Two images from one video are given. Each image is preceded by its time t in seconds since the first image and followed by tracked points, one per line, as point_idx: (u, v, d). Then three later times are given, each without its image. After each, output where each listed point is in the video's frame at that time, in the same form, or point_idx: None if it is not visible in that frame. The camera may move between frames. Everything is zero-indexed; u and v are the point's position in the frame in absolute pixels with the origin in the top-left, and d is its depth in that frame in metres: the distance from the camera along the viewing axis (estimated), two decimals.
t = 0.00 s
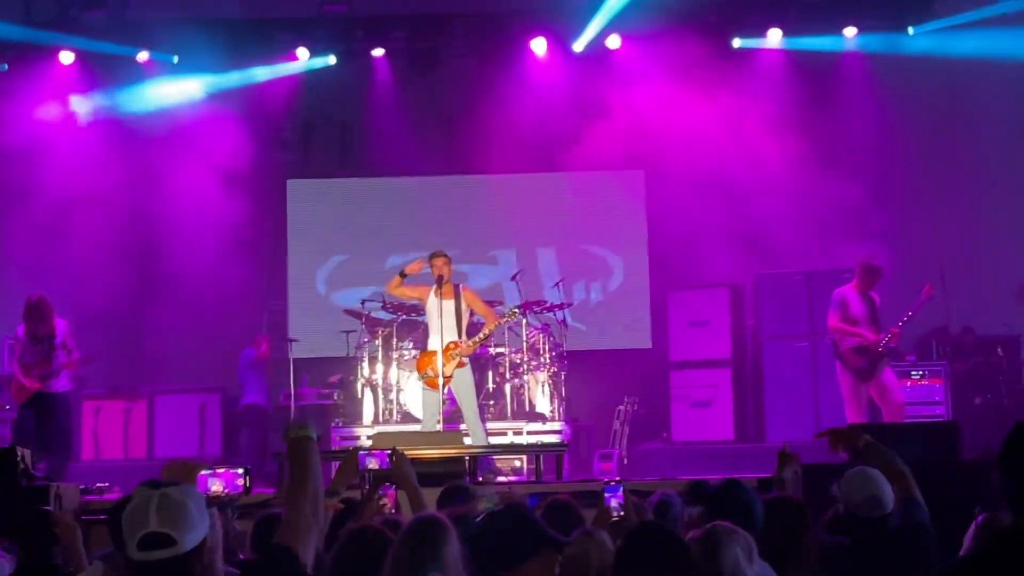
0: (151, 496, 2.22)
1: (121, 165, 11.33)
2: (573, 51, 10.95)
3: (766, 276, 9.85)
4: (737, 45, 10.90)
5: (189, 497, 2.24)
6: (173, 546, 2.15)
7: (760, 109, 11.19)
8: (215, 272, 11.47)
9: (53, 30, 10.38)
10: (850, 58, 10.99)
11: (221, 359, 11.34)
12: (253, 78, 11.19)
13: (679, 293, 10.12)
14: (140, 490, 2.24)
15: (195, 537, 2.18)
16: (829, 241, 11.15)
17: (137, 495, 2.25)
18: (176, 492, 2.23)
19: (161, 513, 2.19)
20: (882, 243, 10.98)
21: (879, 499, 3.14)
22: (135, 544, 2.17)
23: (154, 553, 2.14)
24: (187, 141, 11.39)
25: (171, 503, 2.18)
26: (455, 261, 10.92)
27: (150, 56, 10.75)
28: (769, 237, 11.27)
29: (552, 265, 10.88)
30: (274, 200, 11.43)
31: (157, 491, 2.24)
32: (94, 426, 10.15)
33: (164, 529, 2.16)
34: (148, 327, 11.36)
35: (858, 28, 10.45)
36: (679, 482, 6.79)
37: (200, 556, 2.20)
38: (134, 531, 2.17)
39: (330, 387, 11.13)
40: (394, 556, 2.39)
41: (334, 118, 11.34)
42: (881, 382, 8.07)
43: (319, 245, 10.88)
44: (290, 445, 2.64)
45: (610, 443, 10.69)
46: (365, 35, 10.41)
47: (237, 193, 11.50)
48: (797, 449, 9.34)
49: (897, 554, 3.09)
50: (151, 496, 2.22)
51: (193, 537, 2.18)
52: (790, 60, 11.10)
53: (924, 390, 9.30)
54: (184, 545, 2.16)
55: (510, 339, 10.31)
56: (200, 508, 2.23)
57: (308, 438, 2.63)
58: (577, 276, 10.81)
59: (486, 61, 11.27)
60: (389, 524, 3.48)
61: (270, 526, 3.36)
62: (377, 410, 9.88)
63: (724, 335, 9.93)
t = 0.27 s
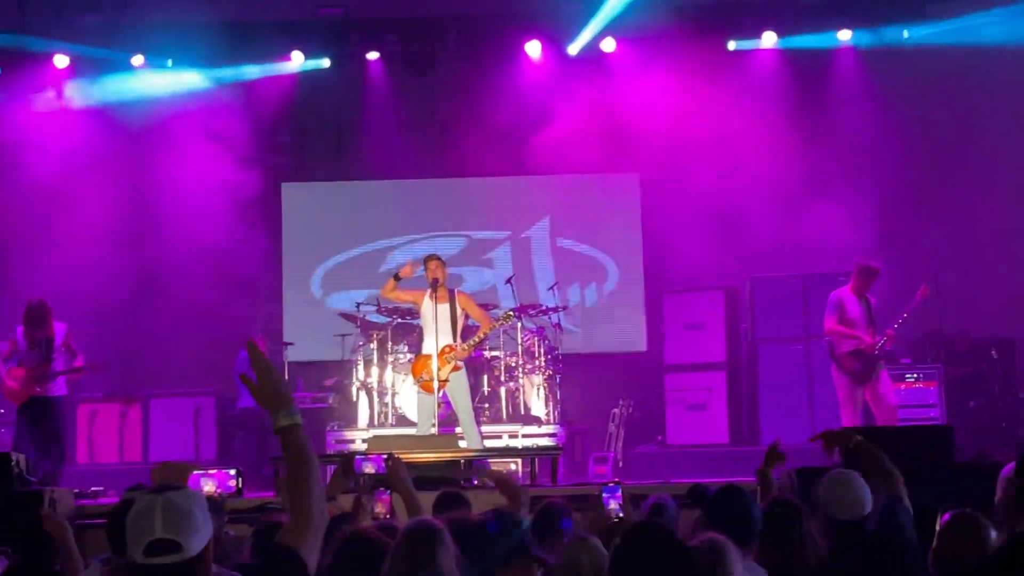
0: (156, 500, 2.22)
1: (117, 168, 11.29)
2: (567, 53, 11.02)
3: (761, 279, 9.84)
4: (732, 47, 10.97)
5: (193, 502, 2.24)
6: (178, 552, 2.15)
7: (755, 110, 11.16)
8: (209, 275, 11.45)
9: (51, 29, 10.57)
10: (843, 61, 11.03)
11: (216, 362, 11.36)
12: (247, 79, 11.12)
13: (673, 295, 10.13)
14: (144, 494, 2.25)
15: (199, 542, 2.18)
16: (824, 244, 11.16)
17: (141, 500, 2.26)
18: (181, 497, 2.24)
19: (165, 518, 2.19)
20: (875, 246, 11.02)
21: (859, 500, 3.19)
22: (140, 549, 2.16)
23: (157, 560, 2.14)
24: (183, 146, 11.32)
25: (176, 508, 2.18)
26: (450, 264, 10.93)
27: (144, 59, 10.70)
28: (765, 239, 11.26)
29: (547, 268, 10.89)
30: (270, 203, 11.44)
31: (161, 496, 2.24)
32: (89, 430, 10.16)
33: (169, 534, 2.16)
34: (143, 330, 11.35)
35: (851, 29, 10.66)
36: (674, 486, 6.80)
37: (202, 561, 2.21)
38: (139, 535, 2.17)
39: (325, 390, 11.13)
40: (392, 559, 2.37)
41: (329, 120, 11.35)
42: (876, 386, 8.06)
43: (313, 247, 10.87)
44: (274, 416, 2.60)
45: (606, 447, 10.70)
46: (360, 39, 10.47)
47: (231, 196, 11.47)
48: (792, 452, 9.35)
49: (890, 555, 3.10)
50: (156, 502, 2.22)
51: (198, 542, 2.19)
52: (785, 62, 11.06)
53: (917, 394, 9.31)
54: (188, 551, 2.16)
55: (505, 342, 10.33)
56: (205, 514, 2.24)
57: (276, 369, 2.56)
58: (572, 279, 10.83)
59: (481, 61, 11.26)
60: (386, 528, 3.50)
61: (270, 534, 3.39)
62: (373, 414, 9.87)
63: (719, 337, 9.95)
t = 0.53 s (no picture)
0: (151, 510, 2.30)
1: (115, 171, 11.24)
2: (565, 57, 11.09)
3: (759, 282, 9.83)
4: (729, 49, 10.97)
5: (189, 509, 2.31)
6: (175, 561, 2.27)
7: (754, 111, 11.13)
8: (206, 278, 11.43)
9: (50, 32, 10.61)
10: (839, 64, 11.04)
11: (213, 366, 11.35)
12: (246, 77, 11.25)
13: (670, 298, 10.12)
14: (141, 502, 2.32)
15: (195, 550, 2.28)
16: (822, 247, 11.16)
17: (139, 506, 2.33)
18: (177, 505, 2.30)
19: (162, 526, 2.27)
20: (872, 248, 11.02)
21: (845, 506, 3.31)
22: (137, 560, 2.27)
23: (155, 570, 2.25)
24: (180, 152, 11.32)
25: (172, 518, 2.26)
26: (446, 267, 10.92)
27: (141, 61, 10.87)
28: (765, 241, 11.24)
29: (544, 271, 10.86)
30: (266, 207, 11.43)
31: (158, 503, 2.31)
32: (86, 434, 10.14)
33: (166, 543, 2.26)
34: (140, 334, 11.33)
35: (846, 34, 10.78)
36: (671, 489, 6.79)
37: (196, 565, 2.31)
38: (135, 545, 2.27)
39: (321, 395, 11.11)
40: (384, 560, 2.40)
41: (325, 124, 11.36)
42: (877, 390, 8.05)
43: (309, 250, 10.86)
44: (283, 428, 2.63)
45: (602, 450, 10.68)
46: (357, 41, 10.53)
47: (228, 198, 11.46)
48: (789, 455, 9.34)
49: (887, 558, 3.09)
50: (151, 511, 2.29)
51: (194, 552, 2.29)
52: (782, 65, 11.09)
53: (915, 396, 9.30)
54: (185, 559, 2.28)
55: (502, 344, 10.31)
56: (200, 521, 2.32)
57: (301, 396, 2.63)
58: (570, 282, 10.81)
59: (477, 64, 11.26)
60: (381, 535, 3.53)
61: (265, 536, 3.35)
62: (370, 417, 9.90)
63: (716, 340, 9.96)
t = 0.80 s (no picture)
0: (150, 510, 2.45)
1: (117, 172, 11.23)
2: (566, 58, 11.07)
3: (761, 283, 9.84)
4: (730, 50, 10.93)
5: (182, 510, 2.47)
6: (170, 560, 2.40)
7: (756, 112, 11.10)
8: (206, 279, 11.42)
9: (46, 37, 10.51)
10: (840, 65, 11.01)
11: (214, 366, 11.37)
12: (246, 75, 11.18)
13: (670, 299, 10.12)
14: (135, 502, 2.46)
15: (188, 550, 2.43)
16: (822, 248, 11.18)
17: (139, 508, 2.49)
18: (170, 506, 2.45)
19: (158, 526, 2.42)
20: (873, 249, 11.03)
21: (845, 504, 3.32)
22: (134, 557, 2.41)
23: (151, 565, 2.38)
24: (182, 153, 11.31)
25: (166, 519, 2.41)
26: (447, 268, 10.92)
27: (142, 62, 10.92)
28: (766, 241, 11.24)
29: (544, 272, 10.86)
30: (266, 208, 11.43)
31: (150, 505, 2.46)
32: (87, 435, 10.15)
33: (160, 543, 2.40)
34: (141, 334, 11.34)
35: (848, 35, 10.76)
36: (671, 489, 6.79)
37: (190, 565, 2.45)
38: (130, 545, 2.41)
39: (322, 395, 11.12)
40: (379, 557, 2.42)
41: (325, 124, 11.36)
42: (879, 391, 8.04)
43: (310, 251, 10.86)
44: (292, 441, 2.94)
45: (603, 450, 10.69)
46: (356, 42, 10.45)
47: (229, 199, 11.45)
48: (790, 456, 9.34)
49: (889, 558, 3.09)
50: (145, 513, 2.44)
51: (189, 551, 2.43)
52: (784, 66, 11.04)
53: (917, 397, 9.30)
54: (179, 559, 2.41)
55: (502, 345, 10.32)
56: (196, 521, 2.47)
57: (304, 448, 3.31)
58: (570, 283, 10.81)
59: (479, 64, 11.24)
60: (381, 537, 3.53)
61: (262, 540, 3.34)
62: (370, 419, 9.90)
63: (717, 341, 9.96)
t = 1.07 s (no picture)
0: (146, 516, 2.31)
1: (121, 172, 11.22)
2: (570, 57, 11.11)
3: (764, 285, 9.81)
4: (736, 50, 11.04)
5: (185, 515, 2.32)
6: (174, 568, 2.28)
7: (760, 111, 11.12)
8: (210, 280, 11.40)
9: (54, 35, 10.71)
10: (845, 66, 11.02)
11: (217, 367, 11.35)
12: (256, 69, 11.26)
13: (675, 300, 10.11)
14: (137, 505, 2.33)
15: (193, 556, 2.30)
16: (826, 249, 11.16)
17: (133, 511, 2.34)
18: (172, 509, 2.31)
19: (160, 534, 2.28)
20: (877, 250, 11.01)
21: (853, 501, 3.22)
22: (135, 564, 2.28)
23: None
24: (187, 154, 11.33)
25: (169, 525, 2.28)
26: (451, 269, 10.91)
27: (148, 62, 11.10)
28: (772, 242, 11.23)
29: (548, 272, 10.88)
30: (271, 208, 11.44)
31: (152, 509, 2.32)
32: (91, 435, 10.14)
33: (164, 552, 2.27)
34: (144, 335, 11.31)
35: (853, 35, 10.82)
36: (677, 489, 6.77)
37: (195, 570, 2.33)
38: (133, 553, 2.28)
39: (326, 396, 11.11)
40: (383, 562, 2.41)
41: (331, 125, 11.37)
42: (886, 391, 8.02)
43: (315, 251, 10.87)
44: (265, 393, 2.65)
45: (607, 451, 10.67)
46: (363, 42, 10.73)
47: (233, 200, 11.45)
48: (795, 457, 9.33)
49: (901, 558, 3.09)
50: (147, 518, 2.30)
51: (192, 555, 2.30)
52: (788, 66, 11.10)
53: (922, 398, 9.29)
54: (183, 565, 2.29)
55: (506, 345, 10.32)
56: (197, 524, 2.33)
57: (284, 346, 2.66)
58: (575, 284, 10.80)
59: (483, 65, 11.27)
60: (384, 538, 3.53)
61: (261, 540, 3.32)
62: (375, 419, 9.90)
63: (721, 342, 9.96)
